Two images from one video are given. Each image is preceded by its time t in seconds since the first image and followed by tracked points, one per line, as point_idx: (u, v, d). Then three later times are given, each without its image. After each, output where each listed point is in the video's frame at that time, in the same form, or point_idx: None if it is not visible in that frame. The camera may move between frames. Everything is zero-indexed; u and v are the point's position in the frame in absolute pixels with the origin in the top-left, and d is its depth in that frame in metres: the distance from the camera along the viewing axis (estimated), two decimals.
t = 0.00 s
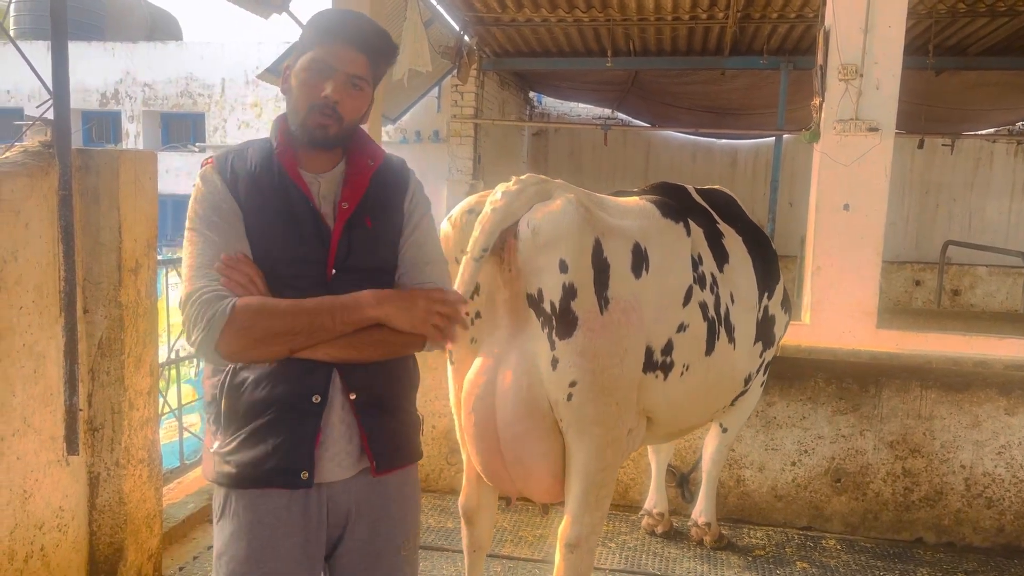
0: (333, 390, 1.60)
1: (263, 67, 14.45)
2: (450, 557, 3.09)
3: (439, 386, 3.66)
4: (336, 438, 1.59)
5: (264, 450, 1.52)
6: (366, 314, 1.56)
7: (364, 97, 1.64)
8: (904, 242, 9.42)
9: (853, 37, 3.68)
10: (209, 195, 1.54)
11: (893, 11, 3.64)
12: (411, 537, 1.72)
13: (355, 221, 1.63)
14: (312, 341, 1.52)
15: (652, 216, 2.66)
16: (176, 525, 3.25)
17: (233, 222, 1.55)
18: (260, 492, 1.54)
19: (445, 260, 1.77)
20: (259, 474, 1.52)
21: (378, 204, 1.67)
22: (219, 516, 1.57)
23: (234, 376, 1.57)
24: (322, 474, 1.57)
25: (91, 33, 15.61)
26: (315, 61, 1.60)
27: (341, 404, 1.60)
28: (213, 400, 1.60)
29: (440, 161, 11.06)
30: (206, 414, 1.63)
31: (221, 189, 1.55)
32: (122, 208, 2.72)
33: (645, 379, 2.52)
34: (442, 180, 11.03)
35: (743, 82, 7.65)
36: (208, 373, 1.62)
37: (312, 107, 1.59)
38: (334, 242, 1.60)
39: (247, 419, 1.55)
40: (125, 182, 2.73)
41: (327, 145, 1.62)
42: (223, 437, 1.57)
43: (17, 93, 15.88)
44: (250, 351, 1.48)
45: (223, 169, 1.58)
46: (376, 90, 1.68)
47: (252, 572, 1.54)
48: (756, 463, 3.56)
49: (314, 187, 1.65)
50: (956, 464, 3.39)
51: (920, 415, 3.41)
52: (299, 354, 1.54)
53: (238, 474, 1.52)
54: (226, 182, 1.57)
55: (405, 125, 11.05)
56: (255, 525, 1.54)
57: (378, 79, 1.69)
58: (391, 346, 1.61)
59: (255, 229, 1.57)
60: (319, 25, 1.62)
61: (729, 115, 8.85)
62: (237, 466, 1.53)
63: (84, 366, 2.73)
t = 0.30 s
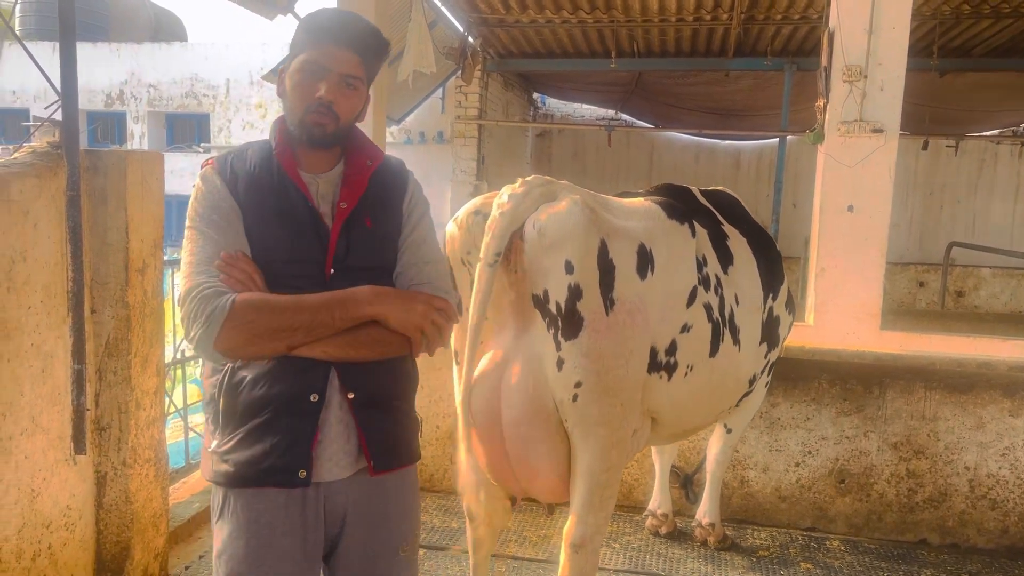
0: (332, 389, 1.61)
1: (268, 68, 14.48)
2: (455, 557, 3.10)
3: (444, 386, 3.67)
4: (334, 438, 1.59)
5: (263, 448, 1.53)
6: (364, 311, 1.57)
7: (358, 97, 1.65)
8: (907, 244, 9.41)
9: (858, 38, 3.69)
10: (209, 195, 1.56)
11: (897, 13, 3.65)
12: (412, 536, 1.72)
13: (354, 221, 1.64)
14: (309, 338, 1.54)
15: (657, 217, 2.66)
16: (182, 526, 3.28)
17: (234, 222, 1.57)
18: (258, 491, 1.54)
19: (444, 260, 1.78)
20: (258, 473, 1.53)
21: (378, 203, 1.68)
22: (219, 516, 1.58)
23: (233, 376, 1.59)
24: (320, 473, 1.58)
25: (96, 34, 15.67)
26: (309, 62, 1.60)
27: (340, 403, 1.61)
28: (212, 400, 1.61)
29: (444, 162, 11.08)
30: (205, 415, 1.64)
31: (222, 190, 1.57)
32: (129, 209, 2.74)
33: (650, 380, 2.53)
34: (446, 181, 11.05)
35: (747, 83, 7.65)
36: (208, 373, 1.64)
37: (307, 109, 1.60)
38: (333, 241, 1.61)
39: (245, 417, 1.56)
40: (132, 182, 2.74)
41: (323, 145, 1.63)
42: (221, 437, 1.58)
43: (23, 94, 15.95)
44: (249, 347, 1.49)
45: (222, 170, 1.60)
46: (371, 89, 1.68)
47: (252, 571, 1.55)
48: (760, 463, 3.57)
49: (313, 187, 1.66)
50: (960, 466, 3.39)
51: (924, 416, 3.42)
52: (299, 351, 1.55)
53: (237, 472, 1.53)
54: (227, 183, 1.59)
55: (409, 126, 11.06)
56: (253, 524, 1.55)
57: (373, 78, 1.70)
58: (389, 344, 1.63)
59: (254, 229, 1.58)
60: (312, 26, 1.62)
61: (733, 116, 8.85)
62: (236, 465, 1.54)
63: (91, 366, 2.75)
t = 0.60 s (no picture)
0: (332, 390, 1.62)
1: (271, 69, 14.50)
2: (458, 558, 3.11)
3: (448, 387, 3.68)
4: (334, 439, 1.60)
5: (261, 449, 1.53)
6: (366, 316, 1.58)
7: (355, 98, 1.66)
8: (911, 245, 9.40)
9: (861, 39, 3.69)
10: (204, 199, 1.55)
11: (901, 14, 3.65)
12: (410, 536, 1.73)
13: (353, 223, 1.65)
14: (313, 342, 1.55)
15: (660, 219, 2.67)
16: (187, 526, 3.30)
17: (234, 224, 1.57)
18: (257, 493, 1.55)
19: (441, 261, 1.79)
20: (260, 474, 1.53)
21: (377, 205, 1.69)
22: (217, 519, 1.58)
23: (232, 378, 1.59)
24: (321, 474, 1.58)
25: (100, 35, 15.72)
26: (305, 64, 1.61)
27: (340, 404, 1.62)
28: (211, 402, 1.61)
29: (448, 163, 11.09)
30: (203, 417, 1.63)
31: (219, 194, 1.57)
32: (134, 210, 2.75)
33: (653, 381, 2.53)
34: (450, 182, 11.07)
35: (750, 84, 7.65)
36: (206, 375, 1.63)
37: (304, 111, 1.60)
38: (332, 244, 1.62)
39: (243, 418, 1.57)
40: (137, 183, 2.75)
41: (321, 148, 1.64)
42: (220, 439, 1.58)
43: (28, 95, 16.00)
44: (250, 350, 1.50)
45: (220, 170, 1.59)
46: (367, 91, 1.69)
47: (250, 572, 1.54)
48: (763, 465, 3.57)
49: (310, 189, 1.66)
50: (963, 467, 3.39)
51: (928, 418, 3.41)
52: (300, 354, 1.56)
53: (236, 474, 1.53)
54: (224, 187, 1.58)
55: (412, 127, 11.07)
56: (253, 525, 1.54)
57: (368, 79, 1.71)
58: (390, 346, 1.63)
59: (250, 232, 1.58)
60: (306, 28, 1.63)
61: (736, 117, 8.85)
62: (235, 466, 1.54)
63: (96, 366, 2.76)
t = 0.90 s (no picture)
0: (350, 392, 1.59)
1: (275, 70, 14.52)
2: (461, 559, 3.10)
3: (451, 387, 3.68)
4: (350, 440, 1.58)
5: (283, 454, 1.50)
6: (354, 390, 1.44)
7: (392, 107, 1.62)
8: (915, 246, 9.39)
9: (866, 39, 3.68)
10: (199, 210, 1.41)
11: (906, 16, 3.64)
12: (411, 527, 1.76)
13: (364, 226, 1.59)
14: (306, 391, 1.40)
15: (664, 219, 2.66)
16: (190, 525, 3.30)
17: (234, 237, 1.43)
18: (272, 498, 1.51)
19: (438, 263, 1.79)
20: (281, 478, 1.50)
21: (382, 205, 1.65)
22: (225, 524, 1.54)
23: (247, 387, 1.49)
24: (343, 473, 1.58)
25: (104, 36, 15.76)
26: (369, 84, 1.49)
27: (356, 405, 1.60)
28: (222, 410, 1.51)
29: (450, 163, 11.10)
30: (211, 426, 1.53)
31: (216, 204, 1.43)
32: (139, 210, 2.75)
33: (657, 382, 2.53)
34: (453, 183, 11.08)
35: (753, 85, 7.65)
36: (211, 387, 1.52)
37: (373, 133, 1.53)
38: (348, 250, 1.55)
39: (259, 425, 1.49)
40: (142, 183, 2.76)
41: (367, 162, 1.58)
42: (235, 447, 1.51)
43: (32, 95, 16.05)
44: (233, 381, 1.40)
45: (222, 179, 1.46)
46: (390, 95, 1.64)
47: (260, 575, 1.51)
48: (767, 466, 3.57)
49: (318, 190, 1.57)
50: (968, 469, 3.38)
51: (932, 419, 3.41)
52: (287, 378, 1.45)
53: (254, 480, 1.48)
54: (224, 196, 1.44)
55: (415, 127, 11.08)
56: (263, 529, 1.51)
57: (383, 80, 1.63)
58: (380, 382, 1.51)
59: (253, 237, 1.46)
60: (357, 40, 1.49)
61: (740, 118, 8.84)
62: (253, 474, 1.49)
63: (100, 366, 2.76)
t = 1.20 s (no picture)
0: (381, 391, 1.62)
1: (277, 70, 14.53)
2: (465, 559, 3.10)
3: (453, 387, 3.68)
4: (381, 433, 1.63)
5: (295, 463, 1.45)
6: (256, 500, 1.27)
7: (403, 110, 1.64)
8: (918, 247, 9.38)
9: (869, 41, 3.68)
10: (229, 209, 1.31)
11: (909, 16, 3.64)
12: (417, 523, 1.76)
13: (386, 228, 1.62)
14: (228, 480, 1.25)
15: (666, 219, 2.66)
16: (192, 526, 3.31)
17: (247, 258, 1.32)
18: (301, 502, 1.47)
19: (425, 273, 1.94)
20: (320, 483, 1.48)
21: (391, 206, 1.67)
22: (243, 531, 1.48)
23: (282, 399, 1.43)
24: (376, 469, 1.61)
25: (107, 36, 15.79)
26: (401, 89, 1.51)
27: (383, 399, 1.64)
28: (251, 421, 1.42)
29: (453, 163, 11.11)
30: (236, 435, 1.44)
31: (246, 209, 1.33)
32: (141, 209, 2.75)
33: (659, 383, 2.52)
34: (455, 183, 11.08)
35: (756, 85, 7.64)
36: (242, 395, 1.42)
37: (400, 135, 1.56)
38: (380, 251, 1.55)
39: (267, 435, 1.43)
40: (145, 184, 2.76)
41: (382, 161, 1.60)
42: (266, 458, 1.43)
43: (35, 95, 16.08)
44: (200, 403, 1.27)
45: (257, 185, 1.36)
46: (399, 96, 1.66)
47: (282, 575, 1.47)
48: (769, 467, 3.56)
49: (344, 192, 1.56)
50: (971, 470, 3.37)
51: (935, 420, 3.40)
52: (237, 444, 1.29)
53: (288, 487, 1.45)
54: (261, 198, 1.35)
55: (418, 128, 11.08)
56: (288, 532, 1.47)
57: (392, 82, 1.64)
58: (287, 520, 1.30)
59: (286, 242, 1.39)
60: (386, 44, 1.49)
61: (742, 119, 8.84)
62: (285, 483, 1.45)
63: (103, 366, 2.76)
